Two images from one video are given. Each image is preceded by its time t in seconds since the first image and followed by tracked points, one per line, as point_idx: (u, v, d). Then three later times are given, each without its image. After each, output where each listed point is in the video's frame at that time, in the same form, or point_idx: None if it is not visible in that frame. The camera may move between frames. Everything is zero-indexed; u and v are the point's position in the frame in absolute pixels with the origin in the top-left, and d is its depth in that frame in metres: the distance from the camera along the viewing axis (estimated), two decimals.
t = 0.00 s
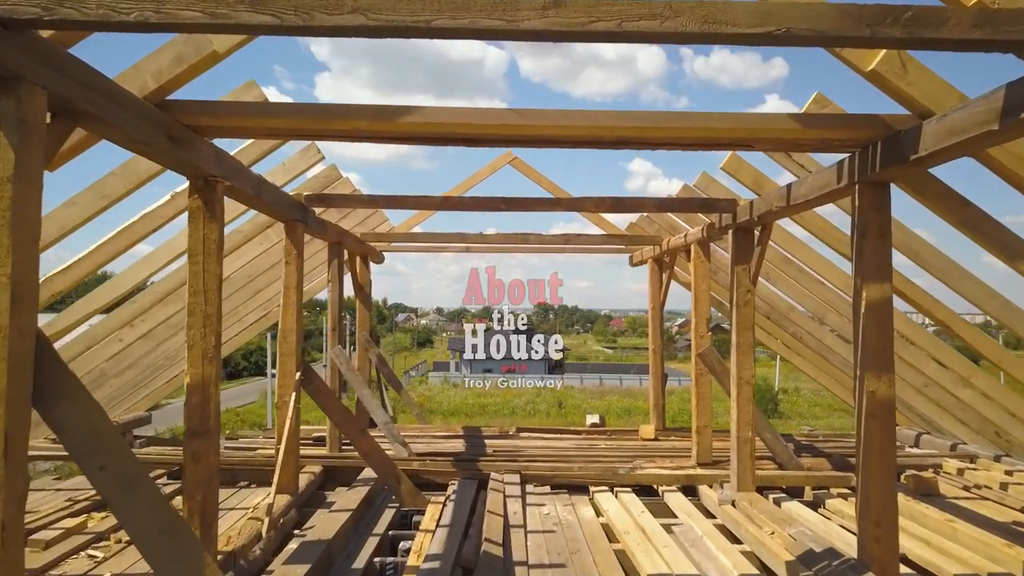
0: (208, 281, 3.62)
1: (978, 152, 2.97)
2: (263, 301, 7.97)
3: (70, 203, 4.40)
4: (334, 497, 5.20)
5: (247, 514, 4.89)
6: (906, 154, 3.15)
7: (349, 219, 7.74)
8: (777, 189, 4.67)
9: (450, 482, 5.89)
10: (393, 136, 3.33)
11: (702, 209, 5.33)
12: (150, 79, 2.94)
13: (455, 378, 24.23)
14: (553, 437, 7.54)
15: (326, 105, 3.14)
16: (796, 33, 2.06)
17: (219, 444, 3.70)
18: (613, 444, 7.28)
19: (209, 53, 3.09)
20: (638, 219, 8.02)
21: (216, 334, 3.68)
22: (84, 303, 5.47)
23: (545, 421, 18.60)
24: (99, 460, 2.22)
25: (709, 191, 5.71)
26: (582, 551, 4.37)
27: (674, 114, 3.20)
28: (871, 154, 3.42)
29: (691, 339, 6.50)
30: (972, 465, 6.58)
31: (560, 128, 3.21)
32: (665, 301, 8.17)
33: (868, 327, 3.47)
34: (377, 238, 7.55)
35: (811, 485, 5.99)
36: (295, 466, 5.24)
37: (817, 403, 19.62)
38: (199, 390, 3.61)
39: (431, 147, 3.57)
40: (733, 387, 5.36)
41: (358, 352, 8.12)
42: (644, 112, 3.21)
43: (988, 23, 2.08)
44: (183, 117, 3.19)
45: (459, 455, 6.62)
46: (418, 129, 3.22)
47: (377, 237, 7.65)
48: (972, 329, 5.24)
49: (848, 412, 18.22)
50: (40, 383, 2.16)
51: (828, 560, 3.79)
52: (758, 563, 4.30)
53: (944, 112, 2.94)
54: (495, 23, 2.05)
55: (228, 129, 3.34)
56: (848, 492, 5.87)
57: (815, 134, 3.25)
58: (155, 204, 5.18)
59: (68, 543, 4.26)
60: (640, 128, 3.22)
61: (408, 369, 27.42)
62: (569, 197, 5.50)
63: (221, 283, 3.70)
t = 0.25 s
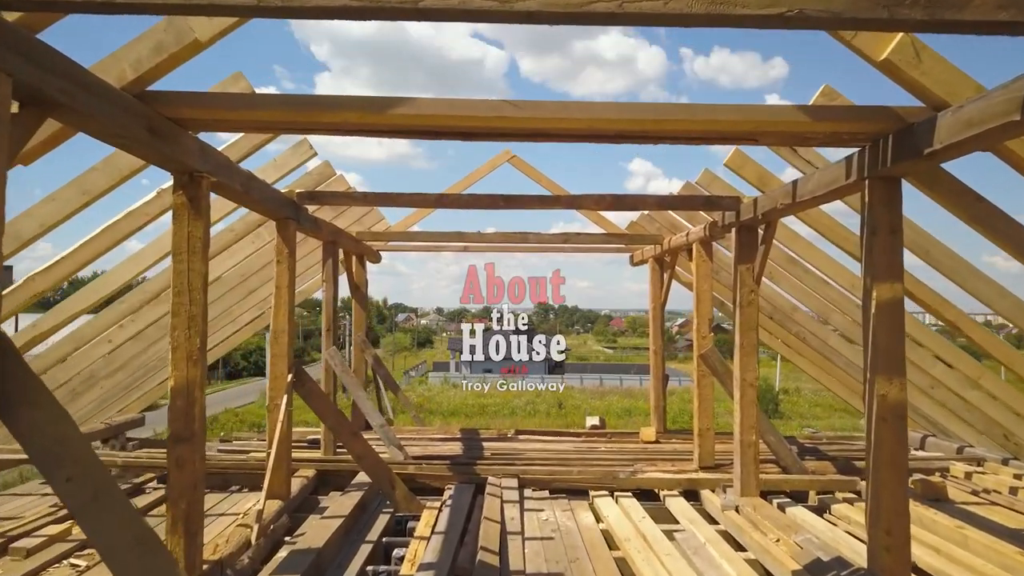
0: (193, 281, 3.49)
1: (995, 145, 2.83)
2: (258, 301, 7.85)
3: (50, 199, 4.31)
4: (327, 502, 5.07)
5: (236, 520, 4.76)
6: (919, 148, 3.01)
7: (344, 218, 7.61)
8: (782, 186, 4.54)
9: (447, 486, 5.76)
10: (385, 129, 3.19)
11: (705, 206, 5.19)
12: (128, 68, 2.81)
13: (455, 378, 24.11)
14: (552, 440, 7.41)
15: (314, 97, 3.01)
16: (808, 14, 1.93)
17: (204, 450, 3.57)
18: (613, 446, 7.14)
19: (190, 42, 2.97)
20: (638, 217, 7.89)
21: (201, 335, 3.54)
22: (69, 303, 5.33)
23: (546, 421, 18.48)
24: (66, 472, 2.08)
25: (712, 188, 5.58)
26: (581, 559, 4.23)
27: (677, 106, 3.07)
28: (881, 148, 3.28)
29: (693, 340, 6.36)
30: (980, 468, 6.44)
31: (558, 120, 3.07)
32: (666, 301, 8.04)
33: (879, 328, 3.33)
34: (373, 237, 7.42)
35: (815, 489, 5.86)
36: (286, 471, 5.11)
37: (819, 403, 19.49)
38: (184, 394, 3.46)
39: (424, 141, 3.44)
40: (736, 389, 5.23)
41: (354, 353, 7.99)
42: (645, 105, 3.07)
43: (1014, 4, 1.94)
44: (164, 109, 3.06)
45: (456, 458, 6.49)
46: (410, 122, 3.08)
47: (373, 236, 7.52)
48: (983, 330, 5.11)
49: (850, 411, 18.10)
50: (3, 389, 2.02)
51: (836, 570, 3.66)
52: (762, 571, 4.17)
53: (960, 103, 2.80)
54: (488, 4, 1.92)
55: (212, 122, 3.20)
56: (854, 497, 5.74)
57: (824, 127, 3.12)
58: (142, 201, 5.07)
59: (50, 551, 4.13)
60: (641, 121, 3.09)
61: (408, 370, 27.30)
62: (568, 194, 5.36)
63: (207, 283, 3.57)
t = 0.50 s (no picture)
0: (175, 280, 3.34)
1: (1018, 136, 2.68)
2: (251, 302, 7.71)
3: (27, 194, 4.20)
4: (318, 509, 4.92)
5: (224, 527, 4.60)
6: (937, 139, 2.86)
7: (339, 216, 7.45)
8: (788, 182, 4.38)
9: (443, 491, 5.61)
10: (374, 120, 3.04)
11: (708, 203, 5.04)
12: (101, 55, 2.65)
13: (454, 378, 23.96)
14: (551, 443, 7.26)
15: (299, 85, 2.85)
16: None
17: (187, 456, 3.41)
18: (613, 450, 6.99)
19: (166, 28, 2.72)
20: (639, 216, 7.73)
21: (184, 337, 3.39)
22: (52, 304, 5.16)
23: (546, 422, 18.34)
24: (22, 487, 1.92)
25: (715, 185, 5.43)
26: (580, 569, 4.08)
27: (681, 96, 2.91)
28: (895, 140, 3.13)
29: (696, 342, 6.21)
30: (990, 473, 6.29)
31: (556, 111, 2.92)
32: (667, 301, 7.89)
33: (892, 329, 3.18)
34: (368, 235, 7.27)
35: (821, 495, 5.71)
36: (277, 476, 4.95)
37: (821, 404, 19.35)
38: (165, 398, 3.31)
39: (417, 134, 3.29)
40: (741, 393, 5.07)
41: (349, 354, 7.84)
42: (648, 95, 2.92)
43: None
44: (142, 99, 2.90)
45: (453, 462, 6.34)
46: (401, 113, 2.93)
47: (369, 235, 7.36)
48: (995, 331, 4.96)
49: (851, 412, 17.97)
50: None
51: None
52: None
53: (981, 92, 2.65)
54: None
55: (193, 112, 3.05)
56: (861, 502, 5.59)
57: (836, 118, 2.97)
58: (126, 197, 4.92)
59: (29, 561, 3.98)
60: (644, 112, 2.94)
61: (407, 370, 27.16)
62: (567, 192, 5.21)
63: (189, 282, 3.42)
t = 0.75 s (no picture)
0: (158, 279, 3.19)
1: None
2: (244, 302, 7.59)
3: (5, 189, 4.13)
4: (311, 515, 4.78)
5: (213, 534, 4.47)
6: (956, 131, 2.72)
7: (335, 215, 7.31)
8: (795, 178, 4.24)
9: (440, 496, 5.47)
10: (366, 110, 2.91)
11: (712, 200, 4.90)
12: (75, 41, 2.51)
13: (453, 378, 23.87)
14: (551, 446, 7.12)
15: (287, 74, 2.72)
16: None
17: (171, 463, 3.27)
18: (614, 453, 6.85)
19: (143, 12, 2.51)
20: (640, 214, 7.59)
21: (167, 338, 3.24)
22: (34, 304, 5.04)
23: (545, 423, 18.24)
24: None
25: (719, 182, 5.28)
26: None
27: (687, 85, 2.77)
28: (910, 133, 2.99)
29: (699, 343, 6.07)
30: (999, 477, 6.15)
31: (556, 101, 2.78)
32: (669, 301, 7.74)
33: (907, 330, 3.03)
34: (364, 234, 7.13)
35: (827, 499, 5.58)
36: (268, 481, 4.81)
37: (822, 404, 19.23)
38: (147, 402, 3.16)
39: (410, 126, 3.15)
40: (746, 396, 4.94)
41: (345, 355, 7.70)
42: (652, 84, 2.78)
43: None
44: (120, 89, 2.76)
45: (450, 466, 6.20)
46: (393, 103, 2.79)
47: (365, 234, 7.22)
48: (1007, 332, 4.82)
49: (852, 412, 17.86)
50: None
51: None
52: None
53: (1005, 79, 2.51)
54: None
55: (175, 103, 2.91)
56: (868, 508, 5.45)
57: (849, 109, 2.83)
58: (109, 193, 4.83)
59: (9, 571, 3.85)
60: (647, 102, 2.79)
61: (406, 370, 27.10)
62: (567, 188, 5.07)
63: (173, 281, 3.28)
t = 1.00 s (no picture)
0: (136, 277, 3.03)
1: None
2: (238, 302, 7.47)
3: None
4: (303, 523, 4.62)
5: (201, 543, 4.31)
6: (981, 120, 2.56)
7: (330, 213, 7.15)
8: (805, 172, 4.08)
9: (436, 503, 5.32)
10: (354, 98, 2.75)
11: (718, 197, 4.73)
12: (42, 23, 2.34)
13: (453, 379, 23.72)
14: (551, 449, 6.97)
15: (271, 59, 2.56)
16: None
17: (151, 472, 3.11)
18: (615, 457, 6.69)
19: None
20: (643, 212, 7.43)
21: (147, 341, 3.08)
22: (16, 303, 4.90)
23: (546, 423, 18.09)
24: None
25: (724, 178, 5.12)
26: None
27: (695, 72, 2.61)
28: (931, 123, 2.83)
29: (703, 344, 5.91)
30: (1011, 481, 5.99)
31: (556, 89, 2.62)
32: (672, 302, 7.57)
33: (927, 332, 2.87)
34: (360, 233, 6.97)
35: (835, 505, 5.42)
36: (259, 487, 4.66)
37: (824, 404, 19.09)
38: (125, 408, 2.99)
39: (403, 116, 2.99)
40: (753, 399, 4.77)
41: (340, 356, 7.54)
42: (658, 70, 2.62)
43: None
44: (93, 75, 2.60)
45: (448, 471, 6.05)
46: (384, 90, 2.63)
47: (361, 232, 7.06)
48: None
49: (853, 413, 17.73)
50: None
51: None
52: None
53: None
54: None
55: (154, 91, 2.75)
56: (878, 514, 5.29)
57: (867, 98, 2.66)
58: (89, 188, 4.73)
59: None
60: (653, 89, 2.63)
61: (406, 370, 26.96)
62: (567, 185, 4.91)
63: (154, 280, 3.12)
